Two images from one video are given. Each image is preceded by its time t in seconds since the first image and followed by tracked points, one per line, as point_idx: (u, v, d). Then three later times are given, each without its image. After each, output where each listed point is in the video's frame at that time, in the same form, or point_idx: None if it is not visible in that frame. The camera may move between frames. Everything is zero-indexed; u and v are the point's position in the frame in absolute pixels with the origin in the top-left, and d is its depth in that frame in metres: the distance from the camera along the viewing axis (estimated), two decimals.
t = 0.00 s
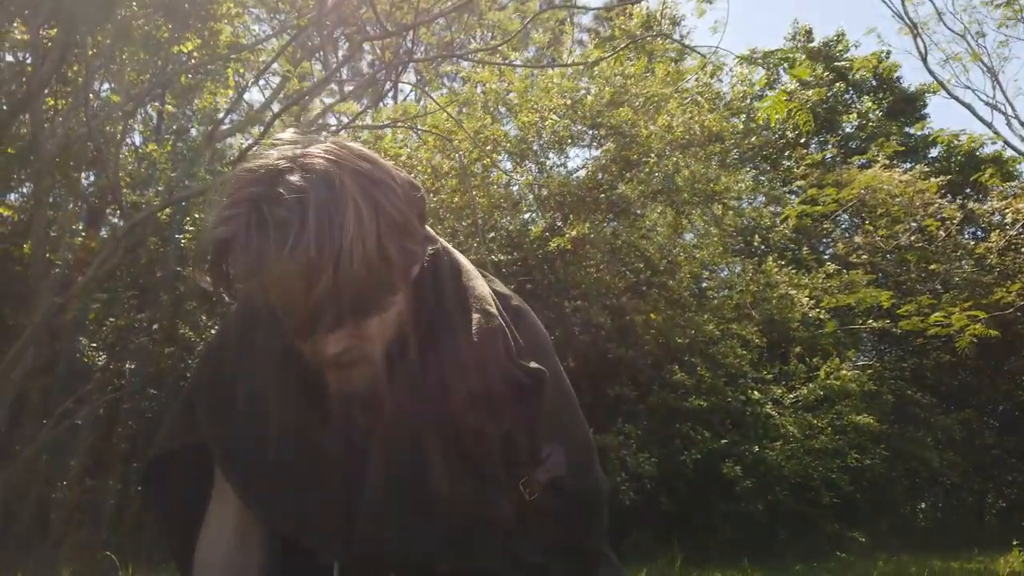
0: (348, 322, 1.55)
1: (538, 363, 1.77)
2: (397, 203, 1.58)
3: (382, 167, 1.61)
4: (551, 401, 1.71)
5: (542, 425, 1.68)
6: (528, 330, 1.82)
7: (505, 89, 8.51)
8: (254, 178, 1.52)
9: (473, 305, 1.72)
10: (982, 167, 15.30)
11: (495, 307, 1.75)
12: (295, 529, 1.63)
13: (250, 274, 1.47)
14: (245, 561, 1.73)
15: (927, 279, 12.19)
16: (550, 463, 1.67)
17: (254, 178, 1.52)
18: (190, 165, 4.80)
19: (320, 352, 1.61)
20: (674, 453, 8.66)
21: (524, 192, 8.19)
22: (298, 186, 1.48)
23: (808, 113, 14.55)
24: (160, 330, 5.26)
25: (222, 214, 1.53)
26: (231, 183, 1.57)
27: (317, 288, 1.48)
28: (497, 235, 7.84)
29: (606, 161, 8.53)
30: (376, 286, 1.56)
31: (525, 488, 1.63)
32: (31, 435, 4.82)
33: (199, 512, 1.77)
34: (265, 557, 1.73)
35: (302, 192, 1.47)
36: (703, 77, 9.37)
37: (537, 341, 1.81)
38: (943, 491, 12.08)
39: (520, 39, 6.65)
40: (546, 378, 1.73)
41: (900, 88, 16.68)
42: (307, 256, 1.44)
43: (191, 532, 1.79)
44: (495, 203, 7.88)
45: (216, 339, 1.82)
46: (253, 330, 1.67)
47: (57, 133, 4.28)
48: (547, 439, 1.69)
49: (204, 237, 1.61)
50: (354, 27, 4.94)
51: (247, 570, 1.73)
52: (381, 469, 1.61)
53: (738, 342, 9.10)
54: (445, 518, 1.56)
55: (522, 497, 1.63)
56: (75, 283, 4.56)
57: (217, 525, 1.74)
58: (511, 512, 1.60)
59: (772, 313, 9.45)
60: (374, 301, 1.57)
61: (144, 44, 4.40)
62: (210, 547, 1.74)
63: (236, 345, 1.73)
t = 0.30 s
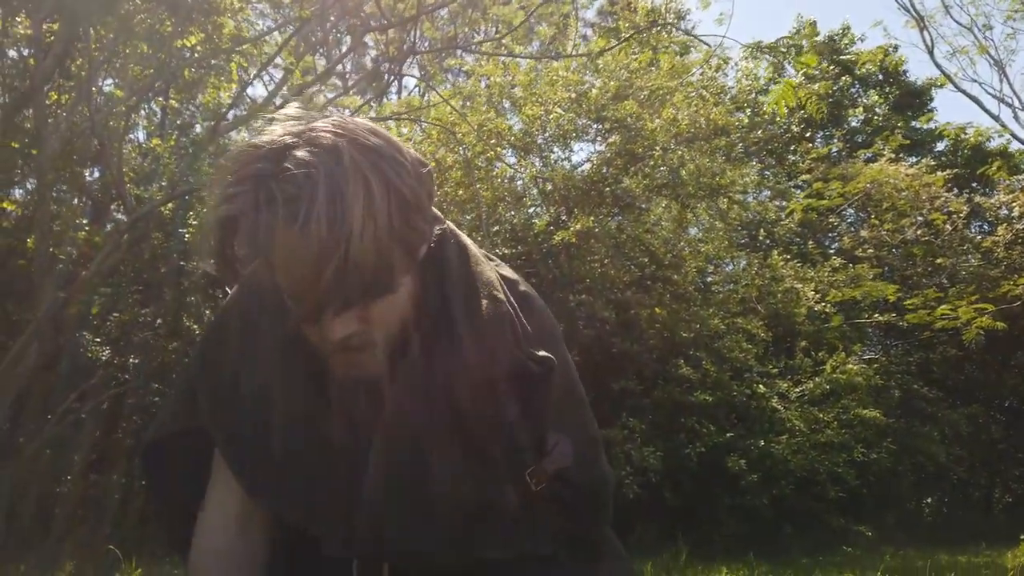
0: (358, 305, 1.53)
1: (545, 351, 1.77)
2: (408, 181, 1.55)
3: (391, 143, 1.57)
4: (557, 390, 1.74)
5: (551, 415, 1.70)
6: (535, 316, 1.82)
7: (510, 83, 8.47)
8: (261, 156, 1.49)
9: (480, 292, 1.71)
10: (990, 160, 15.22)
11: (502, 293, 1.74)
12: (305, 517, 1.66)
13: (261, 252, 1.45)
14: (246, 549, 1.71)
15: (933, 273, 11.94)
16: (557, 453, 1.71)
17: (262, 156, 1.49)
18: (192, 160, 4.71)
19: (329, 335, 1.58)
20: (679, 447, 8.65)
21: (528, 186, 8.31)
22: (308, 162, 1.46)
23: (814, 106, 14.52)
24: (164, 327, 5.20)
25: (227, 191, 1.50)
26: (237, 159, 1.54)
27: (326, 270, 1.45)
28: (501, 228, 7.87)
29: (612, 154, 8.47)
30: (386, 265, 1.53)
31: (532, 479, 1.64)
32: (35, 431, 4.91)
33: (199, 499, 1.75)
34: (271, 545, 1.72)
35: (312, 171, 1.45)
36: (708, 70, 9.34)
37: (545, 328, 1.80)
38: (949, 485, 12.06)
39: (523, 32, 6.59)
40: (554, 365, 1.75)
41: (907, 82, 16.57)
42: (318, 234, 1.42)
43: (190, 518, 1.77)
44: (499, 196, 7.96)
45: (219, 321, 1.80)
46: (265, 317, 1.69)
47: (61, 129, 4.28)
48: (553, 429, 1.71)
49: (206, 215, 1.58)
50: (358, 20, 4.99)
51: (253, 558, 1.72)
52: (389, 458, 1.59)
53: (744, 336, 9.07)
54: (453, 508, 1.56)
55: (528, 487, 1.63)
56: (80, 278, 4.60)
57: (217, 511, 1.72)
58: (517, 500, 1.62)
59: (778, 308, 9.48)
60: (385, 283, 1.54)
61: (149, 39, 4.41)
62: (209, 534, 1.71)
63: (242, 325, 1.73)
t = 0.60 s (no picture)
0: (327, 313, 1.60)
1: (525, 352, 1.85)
2: (374, 199, 1.61)
3: (359, 160, 1.63)
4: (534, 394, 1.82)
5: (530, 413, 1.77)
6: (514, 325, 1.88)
7: (510, 80, 8.46)
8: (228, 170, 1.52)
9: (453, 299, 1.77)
10: (993, 155, 15.17)
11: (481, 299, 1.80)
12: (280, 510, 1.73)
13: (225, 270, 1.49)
14: (229, 536, 1.79)
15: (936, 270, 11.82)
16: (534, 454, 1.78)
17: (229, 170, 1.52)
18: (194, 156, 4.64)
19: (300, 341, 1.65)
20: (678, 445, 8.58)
21: (528, 183, 8.37)
22: (275, 180, 1.50)
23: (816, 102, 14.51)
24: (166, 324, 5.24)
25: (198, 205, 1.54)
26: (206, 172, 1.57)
27: (293, 284, 1.53)
28: (502, 227, 7.98)
29: (611, 152, 8.51)
30: (354, 277, 1.60)
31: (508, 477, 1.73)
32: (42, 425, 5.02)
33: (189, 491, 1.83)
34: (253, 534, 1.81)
35: (278, 190, 1.50)
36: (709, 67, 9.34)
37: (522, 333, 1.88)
38: (951, 481, 12.04)
39: (524, 28, 6.56)
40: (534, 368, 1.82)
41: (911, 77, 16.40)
42: (282, 253, 1.48)
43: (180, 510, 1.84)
44: (499, 194, 8.04)
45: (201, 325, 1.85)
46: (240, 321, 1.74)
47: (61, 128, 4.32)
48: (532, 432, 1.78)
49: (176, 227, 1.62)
50: (357, 20, 4.89)
51: (231, 552, 1.78)
52: (370, 463, 1.70)
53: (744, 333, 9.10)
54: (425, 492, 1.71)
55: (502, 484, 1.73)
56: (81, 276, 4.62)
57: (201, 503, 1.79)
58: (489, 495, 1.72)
59: (779, 306, 9.50)
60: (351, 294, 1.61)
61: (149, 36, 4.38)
62: (193, 523, 1.77)
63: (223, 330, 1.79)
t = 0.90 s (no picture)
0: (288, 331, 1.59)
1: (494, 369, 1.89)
2: (335, 218, 1.58)
3: (323, 179, 1.61)
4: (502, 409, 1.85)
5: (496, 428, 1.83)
6: (482, 333, 1.94)
7: (512, 78, 8.45)
8: (193, 190, 1.53)
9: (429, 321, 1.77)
10: (998, 151, 15.12)
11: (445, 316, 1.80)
12: (246, 527, 1.77)
13: (184, 289, 1.50)
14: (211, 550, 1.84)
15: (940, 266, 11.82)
16: (501, 466, 1.82)
17: (194, 190, 1.53)
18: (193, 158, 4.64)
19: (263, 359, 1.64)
20: (679, 443, 8.54)
21: (530, 181, 8.34)
22: (235, 202, 1.50)
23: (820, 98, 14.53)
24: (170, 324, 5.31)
25: (163, 225, 1.55)
26: (173, 191, 1.58)
27: (249, 304, 1.52)
28: (502, 226, 8.10)
29: (612, 150, 8.55)
30: (315, 296, 1.58)
31: (479, 490, 1.77)
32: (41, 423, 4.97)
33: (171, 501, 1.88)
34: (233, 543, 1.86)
35: (236, 210, 1.49)
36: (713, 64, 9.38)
37: (494, 345, 1.93)
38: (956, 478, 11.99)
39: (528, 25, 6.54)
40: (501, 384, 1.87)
41: (915, 72, 16.24)
42: (237, 275, 1.47)
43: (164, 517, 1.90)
44: (501, 194, 8.05)
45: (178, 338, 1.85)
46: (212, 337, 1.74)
47: (61, 129, 4.26)
48: (499, 444, 1.83)
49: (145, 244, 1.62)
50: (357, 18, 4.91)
51: (209, 559, 1.85)
52: (334, 483, 1.66)
53: (746, 331, 9.15)
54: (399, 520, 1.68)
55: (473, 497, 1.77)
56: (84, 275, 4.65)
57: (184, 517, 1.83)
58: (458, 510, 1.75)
59: (781, 303, 9.55)
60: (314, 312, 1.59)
61: (151, 35, 4.47)
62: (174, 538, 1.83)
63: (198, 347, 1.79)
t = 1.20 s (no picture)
0: (335, 317, 1.64)
1: (527, 357, 1.95)
2: (379, 208, 1.63)
3: (368, 172, 1.66)
4: (535, 394, 1.93)
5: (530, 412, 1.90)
6: (516, 322, 2.00)
7: (523, 73, 8.41)
8: (245, 183, 1.59)
9: (464, 313, 1.83)
10: (1011, 144, 15.05)
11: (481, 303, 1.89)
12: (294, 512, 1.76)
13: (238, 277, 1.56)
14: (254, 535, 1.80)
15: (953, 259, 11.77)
16: (534, 448, 1.90)
17: (246, 184, 1.59)
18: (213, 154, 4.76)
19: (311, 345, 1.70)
20: (691, 436, 8.57)
21: (542, 176, 8.42)
22: (285, 193, 1.56)
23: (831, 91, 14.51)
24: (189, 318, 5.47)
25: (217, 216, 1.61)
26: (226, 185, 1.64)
27: (300, 290, 1.57)
28: (514, 220, 8.13)
29: (624, 144, 8.58)
30: (361, 283, 1.63)
31: (509, 473, 1.84)
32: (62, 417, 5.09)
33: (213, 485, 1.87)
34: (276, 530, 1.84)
35: (287, 201, 1.55)
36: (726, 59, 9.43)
37: (526, 335, 1.99)
38: (967, 470, 11.96)
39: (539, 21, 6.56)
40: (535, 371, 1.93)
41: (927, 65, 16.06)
42: (287, 263, 1.53)
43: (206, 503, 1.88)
44: (513, 188, 8.18)
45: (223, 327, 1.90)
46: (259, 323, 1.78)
47: (78, 125, 4.33)
48: (532, 428, 1.90)
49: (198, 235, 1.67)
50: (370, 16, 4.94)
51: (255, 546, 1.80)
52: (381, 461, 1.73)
53: (758, 324, 9.17)
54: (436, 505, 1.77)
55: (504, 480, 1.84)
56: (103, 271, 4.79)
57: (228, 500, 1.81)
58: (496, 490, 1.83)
59: (792, 296, 9.56)
60: (360, 299, 1.65)
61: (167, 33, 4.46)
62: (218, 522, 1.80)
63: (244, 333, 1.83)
